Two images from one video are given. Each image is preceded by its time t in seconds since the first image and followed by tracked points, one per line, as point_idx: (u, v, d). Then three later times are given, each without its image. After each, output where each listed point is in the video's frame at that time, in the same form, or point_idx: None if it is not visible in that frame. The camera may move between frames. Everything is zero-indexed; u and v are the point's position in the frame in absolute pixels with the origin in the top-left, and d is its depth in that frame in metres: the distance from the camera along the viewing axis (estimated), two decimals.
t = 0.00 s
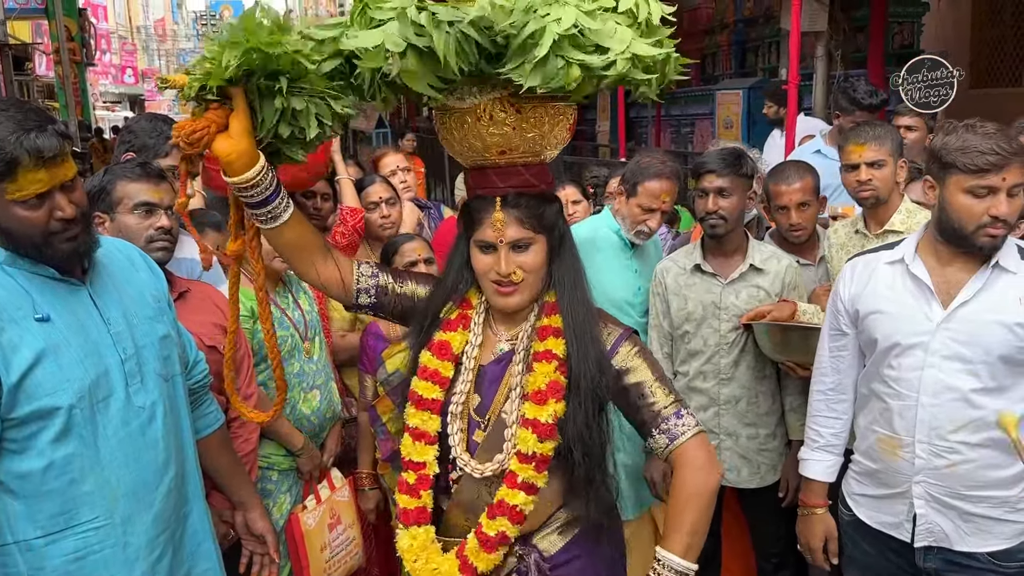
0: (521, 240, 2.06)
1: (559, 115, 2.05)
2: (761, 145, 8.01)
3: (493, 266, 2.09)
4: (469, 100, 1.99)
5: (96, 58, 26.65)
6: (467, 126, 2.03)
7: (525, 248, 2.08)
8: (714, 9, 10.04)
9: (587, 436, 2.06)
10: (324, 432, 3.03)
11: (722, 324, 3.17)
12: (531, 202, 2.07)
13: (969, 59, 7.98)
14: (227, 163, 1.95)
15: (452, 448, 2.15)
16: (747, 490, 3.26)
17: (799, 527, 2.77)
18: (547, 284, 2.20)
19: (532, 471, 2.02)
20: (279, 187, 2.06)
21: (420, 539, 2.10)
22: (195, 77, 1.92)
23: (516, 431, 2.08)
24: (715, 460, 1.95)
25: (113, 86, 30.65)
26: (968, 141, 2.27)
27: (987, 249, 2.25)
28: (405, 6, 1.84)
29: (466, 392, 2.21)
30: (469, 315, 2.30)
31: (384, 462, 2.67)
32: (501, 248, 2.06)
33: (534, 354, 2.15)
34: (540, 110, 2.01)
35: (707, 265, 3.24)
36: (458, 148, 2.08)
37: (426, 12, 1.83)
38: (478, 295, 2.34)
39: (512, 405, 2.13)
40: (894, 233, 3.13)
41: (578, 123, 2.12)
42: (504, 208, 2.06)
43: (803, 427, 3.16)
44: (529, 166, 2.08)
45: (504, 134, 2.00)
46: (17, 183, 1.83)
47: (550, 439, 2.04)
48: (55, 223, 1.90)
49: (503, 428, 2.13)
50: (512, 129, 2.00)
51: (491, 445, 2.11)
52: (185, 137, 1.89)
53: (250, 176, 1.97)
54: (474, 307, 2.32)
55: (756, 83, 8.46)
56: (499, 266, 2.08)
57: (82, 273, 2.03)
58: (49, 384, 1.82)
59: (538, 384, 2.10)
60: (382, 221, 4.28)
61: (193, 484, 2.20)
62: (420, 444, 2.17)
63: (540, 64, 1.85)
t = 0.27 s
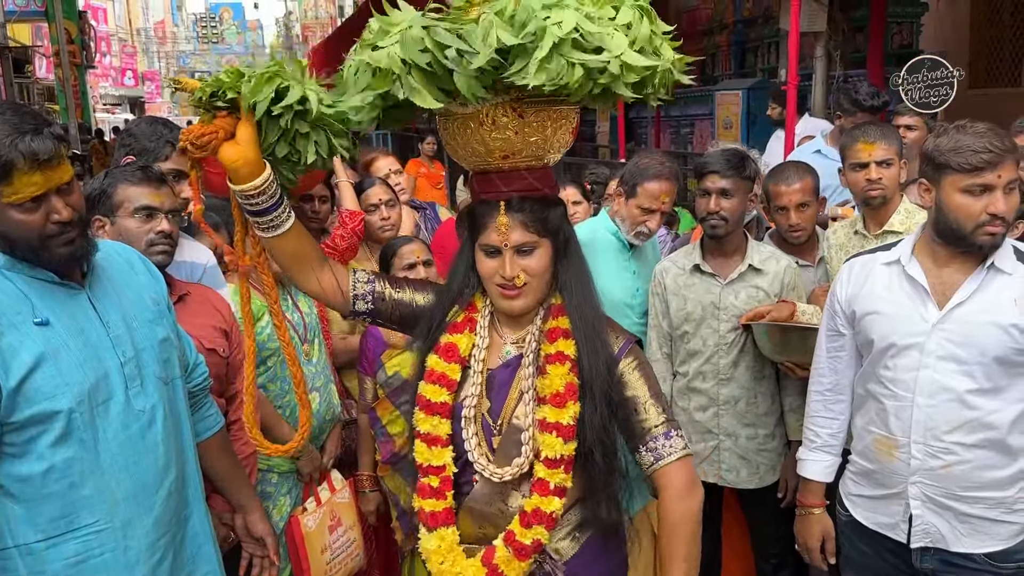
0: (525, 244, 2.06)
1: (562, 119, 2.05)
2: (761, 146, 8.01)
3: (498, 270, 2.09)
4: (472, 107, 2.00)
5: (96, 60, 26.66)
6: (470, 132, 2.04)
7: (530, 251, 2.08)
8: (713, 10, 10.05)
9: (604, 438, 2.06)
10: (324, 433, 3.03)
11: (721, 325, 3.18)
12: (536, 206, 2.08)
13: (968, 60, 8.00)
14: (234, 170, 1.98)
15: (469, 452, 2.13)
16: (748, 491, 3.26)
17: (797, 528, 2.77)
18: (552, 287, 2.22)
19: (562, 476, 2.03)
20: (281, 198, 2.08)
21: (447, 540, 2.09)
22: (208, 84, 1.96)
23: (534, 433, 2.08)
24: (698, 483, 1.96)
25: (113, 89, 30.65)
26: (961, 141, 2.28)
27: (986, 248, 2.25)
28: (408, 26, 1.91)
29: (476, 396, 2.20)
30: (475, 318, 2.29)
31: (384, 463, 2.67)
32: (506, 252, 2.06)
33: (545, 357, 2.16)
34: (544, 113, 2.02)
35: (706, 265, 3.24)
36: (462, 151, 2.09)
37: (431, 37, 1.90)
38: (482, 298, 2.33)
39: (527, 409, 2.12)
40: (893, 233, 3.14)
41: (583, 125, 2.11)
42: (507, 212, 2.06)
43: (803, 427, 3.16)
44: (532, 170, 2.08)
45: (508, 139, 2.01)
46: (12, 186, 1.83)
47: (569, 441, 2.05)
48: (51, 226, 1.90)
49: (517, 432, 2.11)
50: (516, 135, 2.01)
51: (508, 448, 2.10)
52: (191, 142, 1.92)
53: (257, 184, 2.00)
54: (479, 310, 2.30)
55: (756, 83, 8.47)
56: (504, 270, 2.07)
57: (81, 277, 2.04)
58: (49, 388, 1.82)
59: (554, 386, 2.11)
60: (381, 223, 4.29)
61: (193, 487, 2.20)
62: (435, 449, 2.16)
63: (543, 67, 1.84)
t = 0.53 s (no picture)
0: (526, 254, 2.07)
1: (562, 131, 2.05)
2: (761, 146, 8.01)
3: (499, 280, 2.10)
4: (473, 117, 2.01)
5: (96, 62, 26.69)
6: (472, 142, 2.04)
7: (530, 261, 2.09)
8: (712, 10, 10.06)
9: (608, 446, 2.07)
10: (325, 436, 3.04)
11: (721, 326, 3.18)
12: (536, 216, 2.08)
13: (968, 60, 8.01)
14: (258, 182, 2.01)
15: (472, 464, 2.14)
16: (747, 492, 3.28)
17: (795, 527, 2.78)
18: (555, 295, 2.23)
19: (552, 483, 2.03)
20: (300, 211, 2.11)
21: (440, 552, 2.11)
22: (233, 101, 1.97)
23: (536, 444, 2.09)
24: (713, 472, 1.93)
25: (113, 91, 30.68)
26: (953, 140, 2.29)
27: (976, 247, 2.26)
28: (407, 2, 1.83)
29: (481, 409, 2.21)
30: (477, 330, 2.30)
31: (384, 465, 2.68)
32: (507, 261, 2.07)
33: (549, 368, 2.17)
34: (545, 125, 2.01)
35: (706, 267, 3.25)
36: (463, 161, 2.09)
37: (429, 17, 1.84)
38: (484, 310, 2.32)
39: (531, 420, 2.13)
40: (893, 234, 3.16)
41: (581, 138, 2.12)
42: (509, 222, 2.07)
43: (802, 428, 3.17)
44: (533, 180, 2.08)
45: (508, 150, 2.01)
46: (10, 190, 1.84)
47: (569, 451, 2.06)
48: (49, 230, 1.91)
49: (524, 444, 2.13)
50: (518, 145, 2.01)
51: (514, 460, 2.12)
52: (219, 158, 1.95)
53: (280, 197, 2.04)
54: (481, 323, 2.31)
55: (755, 83, 8.48)
56: (505, 280, 2.09)
57: (82, 282, 2.05)
58: (51, 392, 1.83)
59: (555, 397, 2.12)
60: (382, 225, 4.29)
61: (195, 490, 2.21)
62: (436, 464, 2.17)
63: (541, 42, 1.82)
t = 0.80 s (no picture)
0: (525, 245, 2.08)
1: (559, 122, 2.06)
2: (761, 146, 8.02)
3: (499, 271, 2.10)
4: (472, 108, 2.01)
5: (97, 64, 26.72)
6: (471, 133, 2.04)
7: (530, 252, 2.09)
8: (712, 10, 10.06)
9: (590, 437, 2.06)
10: (325, 436, 3.05)
11: (721, 326, 3.19)
12: (535, 207, 2.10)
13: (968, 59, 8.01)
14: (257, 171, 2.03)
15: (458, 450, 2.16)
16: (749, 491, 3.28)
17: (796, 527, 2.78)
18: (552, 288, 2.23)
19: (533, 472, 2.04)
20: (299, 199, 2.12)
21: (427, 539, 2.12)
22: (228, 92, 1.99)
23: (521, 432, 2.09)
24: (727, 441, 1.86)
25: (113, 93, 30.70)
26: (944, 136, 2.32)
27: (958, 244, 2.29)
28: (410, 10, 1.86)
29: (471, 398, 2.22)
30: (473, 321, 2.32)
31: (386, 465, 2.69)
32: (507, 253, 2.07)
33: (539, 358, 2.17)
34: (544, 117, 2.02)
35: (706, 267, 3.25)
36: (463, 154, 2.09)
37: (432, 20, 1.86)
38: (481, 300, 2.35)
39: (518, 408, 2.13)
40: (894, 233, 3.16)
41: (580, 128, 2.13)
42: (508, 213, 2.08)
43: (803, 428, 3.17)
44: (532, 171, 2.10)
45: (508, 140, 2.02)
46: (7, 192, 1.84)
47: (553, 441, 2.05)
48: (47, 232, 1.91)
49: (509, 432, 2.13)
50: (517, 136, 2.02)
51: (498, 447, 2.13)
52: (217, 148, 1.97)
53: (279, 185, 2.04)
54: (477, 313, 2.33)
55: (756, 83, 8.48)
56: (505, 271, 2.09)
57: (84, 284, 2.05)
58: (54, 394, 1.84)
59: (542, 387, 2.11)
60: (383, 226, 4.30)
61: (196, 492, 2.21)
62: (424, 447, 2.19)
63: (541, 63, 1.85)
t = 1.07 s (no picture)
0: (524, 244, 2.09)
1: (555, 120, 2.06)
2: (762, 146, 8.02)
3: (497, 270, 2.11)
4: (468, 109, 2.02)
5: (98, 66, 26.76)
6: (467, 134, 2.05)
7: (529, 250, 2.10)
8: (712, 10, 10.06)
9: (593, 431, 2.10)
10: (325, 436, 3.06)
11: (720, 326, 3.21)
12: (532, 206, 2.11)
13: (968, 59, 8.02)
14: (247, 170, 2.08)
15: (460, 449, 2.15)
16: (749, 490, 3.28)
17: (795, 526, 2.79)
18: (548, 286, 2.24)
19: (542, 471, 2.05)
20: (292, 199, 2.16)
21: (433, 535, 2.13)
22: (222, 90, 2.07)
23: (522, 430, 2.10)
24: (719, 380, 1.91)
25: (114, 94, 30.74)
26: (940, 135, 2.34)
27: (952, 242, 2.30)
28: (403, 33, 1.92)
29: (469, 396, 2.22)
30: (472, 319, 2.32)
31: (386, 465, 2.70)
32: (505, 251, 2.08)
33: (535, 355, 2.18)
34: (538, 117, 2.03)
35: (705, 267, 3.26)
36: (459, 155, 2.11)
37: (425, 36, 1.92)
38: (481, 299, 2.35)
39: (516, 405, 2.14)
40: (893, 233, 3.17)
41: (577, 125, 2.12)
42: (506, 212, 2.09)
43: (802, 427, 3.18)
44: (528, 171, 2.11)
45: (504, 140, 2.03)
46: (6, 194, 1.85)
47: (555, 438, 2.07)
48: (46, 234, 1.91)
49: (509, 427, 2.15)
50: (512, 136, 2.03)
51: (500, 445, 2.14)
52: (208, 145, 2.04)
53: (268, 184, 2.09)
54: (477, 312, 2.33)
55: (756, 83, 8.48)
56: (504, 270, 2.10)
57: (85, 286, 2.06)
58: (55, 396, 1.85)
59: (539, 383, 2.13)
60: (383, 227, 4.31)
61: (198, 493, 2.22)
62: (428, 444, 2.19)
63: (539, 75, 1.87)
